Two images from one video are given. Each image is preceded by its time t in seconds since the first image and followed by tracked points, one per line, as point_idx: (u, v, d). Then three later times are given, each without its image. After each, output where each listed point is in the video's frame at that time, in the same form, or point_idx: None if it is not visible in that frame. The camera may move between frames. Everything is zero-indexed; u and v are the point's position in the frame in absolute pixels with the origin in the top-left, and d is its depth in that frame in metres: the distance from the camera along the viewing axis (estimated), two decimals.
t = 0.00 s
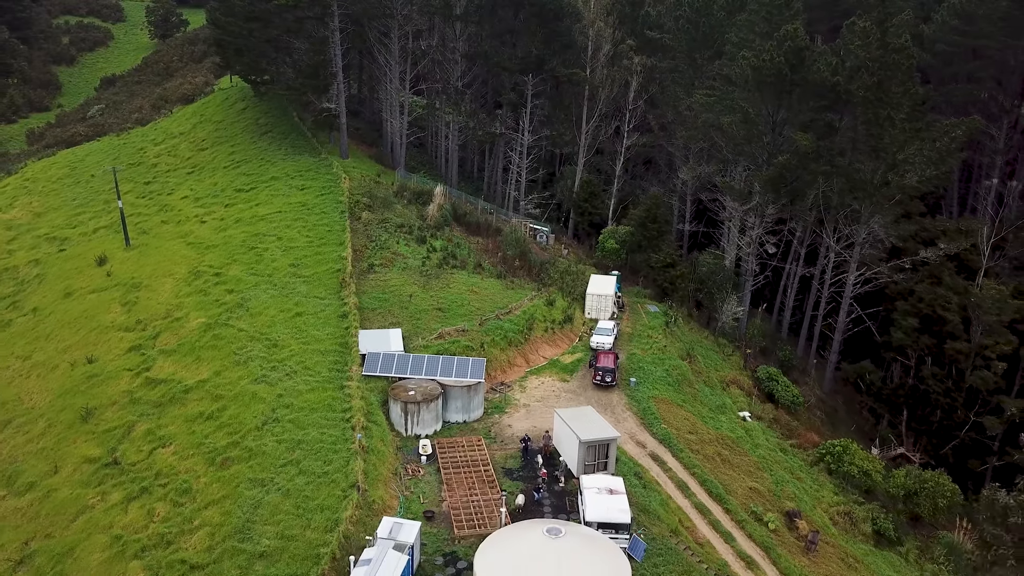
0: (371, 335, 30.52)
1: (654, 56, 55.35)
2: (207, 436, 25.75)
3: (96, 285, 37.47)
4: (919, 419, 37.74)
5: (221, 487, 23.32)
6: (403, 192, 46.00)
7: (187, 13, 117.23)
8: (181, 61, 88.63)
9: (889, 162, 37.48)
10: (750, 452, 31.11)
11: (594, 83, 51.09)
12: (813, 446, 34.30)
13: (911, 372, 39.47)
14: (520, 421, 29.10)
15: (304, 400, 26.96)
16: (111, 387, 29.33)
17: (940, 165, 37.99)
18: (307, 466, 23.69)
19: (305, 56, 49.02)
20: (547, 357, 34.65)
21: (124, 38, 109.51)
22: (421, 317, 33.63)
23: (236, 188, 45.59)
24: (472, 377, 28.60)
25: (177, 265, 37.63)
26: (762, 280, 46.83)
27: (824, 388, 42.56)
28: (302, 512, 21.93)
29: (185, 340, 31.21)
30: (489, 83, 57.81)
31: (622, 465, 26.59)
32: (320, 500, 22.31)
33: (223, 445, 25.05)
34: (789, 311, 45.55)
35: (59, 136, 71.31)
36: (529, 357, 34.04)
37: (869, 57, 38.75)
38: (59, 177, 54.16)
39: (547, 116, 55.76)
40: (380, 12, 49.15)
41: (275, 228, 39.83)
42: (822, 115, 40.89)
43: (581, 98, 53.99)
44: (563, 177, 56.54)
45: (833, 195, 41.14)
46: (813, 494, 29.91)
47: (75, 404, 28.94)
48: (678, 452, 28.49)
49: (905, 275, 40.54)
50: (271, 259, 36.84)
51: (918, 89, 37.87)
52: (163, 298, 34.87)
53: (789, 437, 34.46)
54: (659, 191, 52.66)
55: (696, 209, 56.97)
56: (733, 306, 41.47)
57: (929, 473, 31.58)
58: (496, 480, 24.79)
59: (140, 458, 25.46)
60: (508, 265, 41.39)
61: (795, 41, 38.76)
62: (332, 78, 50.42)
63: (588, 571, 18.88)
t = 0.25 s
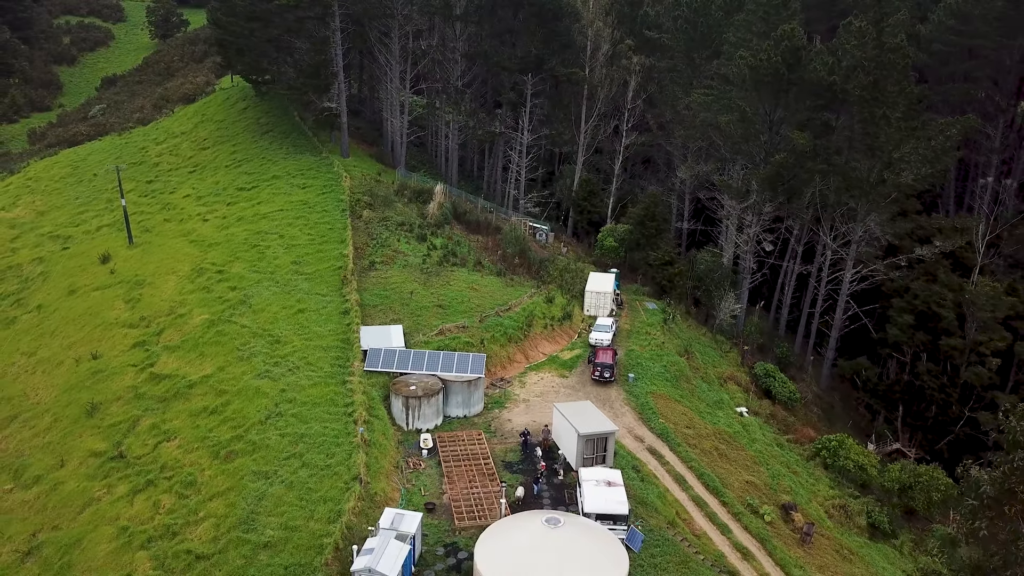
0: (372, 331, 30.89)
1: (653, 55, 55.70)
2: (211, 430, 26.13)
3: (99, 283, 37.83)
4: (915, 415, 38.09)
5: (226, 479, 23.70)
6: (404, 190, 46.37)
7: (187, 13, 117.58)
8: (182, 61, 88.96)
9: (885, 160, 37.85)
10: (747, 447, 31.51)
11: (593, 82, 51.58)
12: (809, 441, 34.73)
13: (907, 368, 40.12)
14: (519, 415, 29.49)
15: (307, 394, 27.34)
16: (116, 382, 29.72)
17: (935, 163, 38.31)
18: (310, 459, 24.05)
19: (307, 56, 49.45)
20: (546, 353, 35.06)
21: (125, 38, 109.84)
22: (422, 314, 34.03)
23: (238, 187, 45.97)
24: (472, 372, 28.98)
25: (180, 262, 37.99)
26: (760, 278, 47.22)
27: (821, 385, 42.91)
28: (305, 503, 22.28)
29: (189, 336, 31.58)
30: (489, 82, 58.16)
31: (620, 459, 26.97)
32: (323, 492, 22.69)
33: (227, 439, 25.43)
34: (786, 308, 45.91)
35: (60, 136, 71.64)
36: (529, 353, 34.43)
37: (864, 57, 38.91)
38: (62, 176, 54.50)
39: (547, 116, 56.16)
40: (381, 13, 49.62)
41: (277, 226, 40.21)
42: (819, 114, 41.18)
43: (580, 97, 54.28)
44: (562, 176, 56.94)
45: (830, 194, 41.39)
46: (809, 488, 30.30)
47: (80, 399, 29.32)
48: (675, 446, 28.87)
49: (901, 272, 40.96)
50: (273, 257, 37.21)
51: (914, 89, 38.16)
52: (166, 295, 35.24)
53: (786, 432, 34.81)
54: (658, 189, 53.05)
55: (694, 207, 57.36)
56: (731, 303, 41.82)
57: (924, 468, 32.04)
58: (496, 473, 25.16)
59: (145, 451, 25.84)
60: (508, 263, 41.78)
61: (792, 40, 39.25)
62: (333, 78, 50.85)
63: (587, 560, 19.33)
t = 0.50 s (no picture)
0: (374, 327, 31.26)
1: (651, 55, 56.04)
2: (215, 424, 26.51)
3: (103, 280, 38.21)
4: (910, 411, 39.00)
5: (230, 472, 24.07)
6: (404, 189, 46.76)
7: (187, 13, 117.96)
8: (182, 61, 89.33)
9: (881, 159, 38.25)
10: (744, 441, 31.92)
11: (592, 82, 52.01)
12: (805, 436, 35.14)
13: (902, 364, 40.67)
14: (519, 410, 29.89)
15: (309, 389, 27.74)
16: (121, 377, 30.11)
17: (931, 162, 38.59)
18: (313, 452, 24.43)
19: (308, 55, 49.90)
20: (545, 350, 35.46)
21: (125, 38, 110.21)
22: (422, 310, 34.43)
23: (240, 185, 46.35)
24: (472, 368, 29.37)
25: (183, 260, 38.37)
26: (757, 276, 47.61)
27: (818, 381, 43.26)
28: (309, 495, 22.67)
29: (192, 332, 31.96)
30: (489, 82, 58.55)
31: (619, 453, 27.35)
32: (326, 484, 23.07)
33: (231, 433, 25.81)
34: (784, 306, 46.26)
35: (62, 135, 71.98)
36: (528, 349, 34.84)
37: (860, 57, 39.01)
38: (64, 175, 54.89)
39: (546, 115, 56.58)
40: (381, 13, 50.04)
41: (279, 224, 40.59)
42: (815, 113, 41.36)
43: (579, 97, 54.59)
44: (562, 175, 57.34)
45: (827, 192, 41.61)
46: (805, 482, 30.70)
47: (85, 394, 29.71)
48: (673, 440, 29.26)
49: (897, 270, 41.34)
50: (275, 254, 37.57)
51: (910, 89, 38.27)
52: (169, 292, 35.62)
53: (782, 428, 35.20)
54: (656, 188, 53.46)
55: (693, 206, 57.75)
56: (728, 300, 42.15)
57: (918, 463, 31.99)
58: (496, 467, 25.53)
59: (150, 445, 26.21)
60: (507, 261, 42.16)
61: (789, 40, 39.69)
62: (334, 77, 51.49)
63: (585, 551, 19.72)
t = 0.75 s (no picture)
0: (375, 324, 31.63)
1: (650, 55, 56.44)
2: (219, 418, 26.87)
3: (106, 278, 38.58)
4: (906, 407, 39.91)
5: (234, 465, 24.44)
6: (405, 187, 47.15)
7: (188, 13, 118.34)
8: (183, 61, 89.70)
9: (877, 157, 38.75)
10: (741, 436, 32.33)
11: (591, 81, 52.41)
12: (802, 431, 35.55)
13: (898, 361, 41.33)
14: (519, 405, 30.29)
15: (312, 384, 28.12)
16: (125, 373, 30.49)
17: (926, 160, 39.52)
18: (316, 446, 24.81)
19: (309, 55, 50.38)
20: (545, 346, 35.86)
21: (126, 38, 110.57)
22: (423, 307, 34.83)
23: (242, 184, 46.74)
24: (473, 363, 29.75)
25: (186, 258, 38.75)
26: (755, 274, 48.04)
27: (815, 378, 43.66)
28: (312, 487, 23.05)
29: (196, 329, 32.34)
30: (488, 81, 58.92)
31: (617, 447, 27.73)
32: (329, 477, 23.43)
33: (235, 427, 26.18)
34: (781, 303, 46.65)
35: (64, 135, 72.30)
36: (528, 346, 35.24)
37: (856, 56, 39.47)
38: (67, 174, 55.26)
39: (545, 114, 57.02)
40: (382, 13, 50.66)
41: (280, 222, 40.97)
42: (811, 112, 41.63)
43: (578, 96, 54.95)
44: (561, 174, 57.74)
45: (823, 190, 41.99)
46: (801, 476, 31.10)
47: (90, 389, 30.09)
48: (671, 435, 29.63)
49: (893, 268, 41.92)
50: (277, 252, 37.95)
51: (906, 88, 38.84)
52: (173, 289, 36.00)
53: (779, 423, 35.62)
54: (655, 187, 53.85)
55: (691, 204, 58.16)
56: (726, 297, 42.52)
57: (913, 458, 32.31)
58: (496, 460, 25.91)
59: (155, 439, 26.57)
60: (507, 259, 42.53)
61: (786, 40, 40.09)
62: (335, 77, 51.51)
63: (583, 540, 20.15)
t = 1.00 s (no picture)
0: (376, 320, 32.01)
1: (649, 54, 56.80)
2: (223, 413, 27.24)
3: (110, 275, 38.94)
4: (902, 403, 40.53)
5: (238, 458, 24.82)
6: (405, 186, 47.52)
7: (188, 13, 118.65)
8: (184, 61, 90.02)
9: (873, 156, 39.09)
10: (738, 431, 32.74)
11: (590, 80, 52.74)
12: (798, 427, 35.93)
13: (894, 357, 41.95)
14: (519, 401, 30.68)
15: (314, 379, 28.49)
16: (130, 369, 30.89)
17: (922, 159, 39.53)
18: (319, 440, 25.19)
19: (310, 55, 50.73)
20: (544, 343, 36.26)
21: (126, 38, 110.84)
22: (424, 304, 35.22)
23: (244, 183, 47.11)
24: (473, 359, 30.13)
25: (189, 256, 39.13)
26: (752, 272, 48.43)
27: (812, 374, 44.09)
28: (315, 480, 23.43)
29: (200, 325, 32.71)
30: (488, 81, 59.27)
31: (615, 441, 28.13)
32: (332, 470, 23.81)
33: (239, 421, 26.55)
34: (779, 301, 47.04)
35: (66, 134, 72.64)
36: (527, 342, 35.63)
37: (852, 56, 39.86)
38: (70, 173, 55.60)
39: (545, 114, 57.45)
40: (382, 13, 51.20)
41: (282, 221, 41.34)
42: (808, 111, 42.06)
43: (577, 96, 55.32)
44: (560, 173, 58.14)
45: (821, 188, 42.38)
46: (798, 470, 31.51)
47: (96, 385, 30.47)
48: (669, 429, 30.02)
49: (889, 265, 42.45)
50: (279, 250, 38.33)
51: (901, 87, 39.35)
52: (176, 287, 36.38)
53: (776, 419, 35.99)
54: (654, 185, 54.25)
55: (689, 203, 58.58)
56: (724, 295, 42.94)
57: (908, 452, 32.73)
58: (496, 454, 26.30)
59: (160, 433, 26.95)
60: (507, 256, 42.89)
61: (783, 40, 40.40)
62: (336, 77, 51.76)
63: (582, 531, 20.55)
